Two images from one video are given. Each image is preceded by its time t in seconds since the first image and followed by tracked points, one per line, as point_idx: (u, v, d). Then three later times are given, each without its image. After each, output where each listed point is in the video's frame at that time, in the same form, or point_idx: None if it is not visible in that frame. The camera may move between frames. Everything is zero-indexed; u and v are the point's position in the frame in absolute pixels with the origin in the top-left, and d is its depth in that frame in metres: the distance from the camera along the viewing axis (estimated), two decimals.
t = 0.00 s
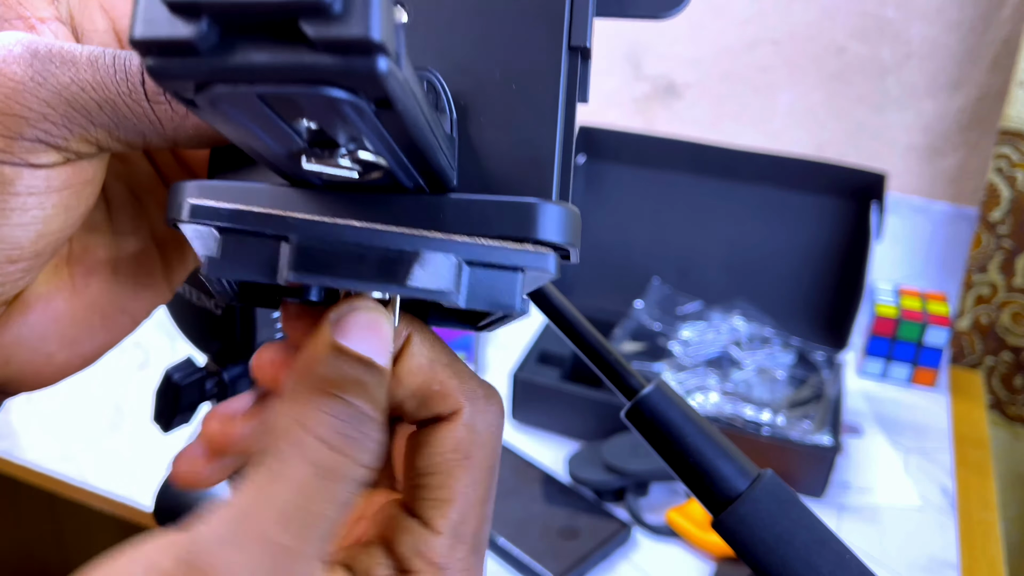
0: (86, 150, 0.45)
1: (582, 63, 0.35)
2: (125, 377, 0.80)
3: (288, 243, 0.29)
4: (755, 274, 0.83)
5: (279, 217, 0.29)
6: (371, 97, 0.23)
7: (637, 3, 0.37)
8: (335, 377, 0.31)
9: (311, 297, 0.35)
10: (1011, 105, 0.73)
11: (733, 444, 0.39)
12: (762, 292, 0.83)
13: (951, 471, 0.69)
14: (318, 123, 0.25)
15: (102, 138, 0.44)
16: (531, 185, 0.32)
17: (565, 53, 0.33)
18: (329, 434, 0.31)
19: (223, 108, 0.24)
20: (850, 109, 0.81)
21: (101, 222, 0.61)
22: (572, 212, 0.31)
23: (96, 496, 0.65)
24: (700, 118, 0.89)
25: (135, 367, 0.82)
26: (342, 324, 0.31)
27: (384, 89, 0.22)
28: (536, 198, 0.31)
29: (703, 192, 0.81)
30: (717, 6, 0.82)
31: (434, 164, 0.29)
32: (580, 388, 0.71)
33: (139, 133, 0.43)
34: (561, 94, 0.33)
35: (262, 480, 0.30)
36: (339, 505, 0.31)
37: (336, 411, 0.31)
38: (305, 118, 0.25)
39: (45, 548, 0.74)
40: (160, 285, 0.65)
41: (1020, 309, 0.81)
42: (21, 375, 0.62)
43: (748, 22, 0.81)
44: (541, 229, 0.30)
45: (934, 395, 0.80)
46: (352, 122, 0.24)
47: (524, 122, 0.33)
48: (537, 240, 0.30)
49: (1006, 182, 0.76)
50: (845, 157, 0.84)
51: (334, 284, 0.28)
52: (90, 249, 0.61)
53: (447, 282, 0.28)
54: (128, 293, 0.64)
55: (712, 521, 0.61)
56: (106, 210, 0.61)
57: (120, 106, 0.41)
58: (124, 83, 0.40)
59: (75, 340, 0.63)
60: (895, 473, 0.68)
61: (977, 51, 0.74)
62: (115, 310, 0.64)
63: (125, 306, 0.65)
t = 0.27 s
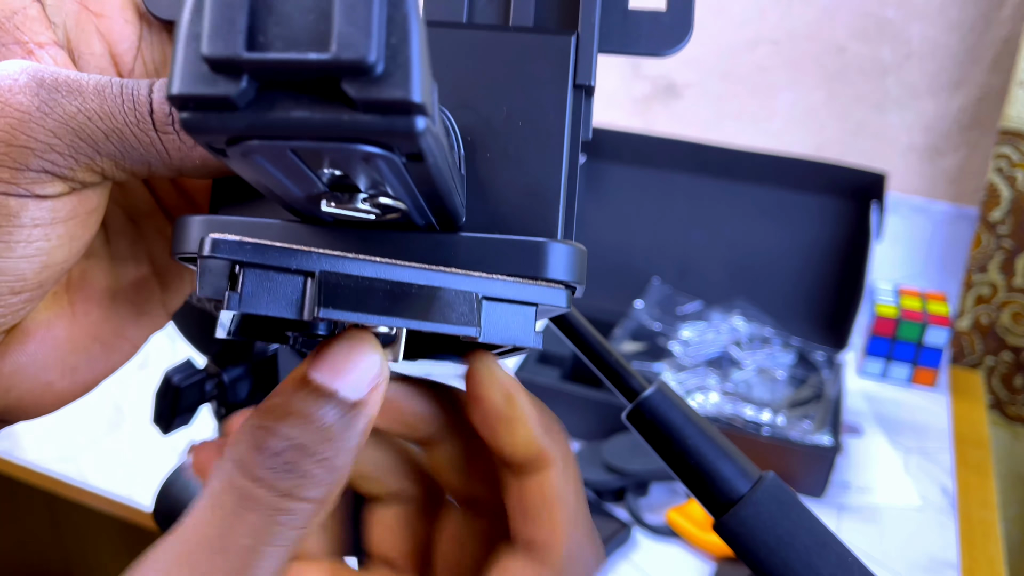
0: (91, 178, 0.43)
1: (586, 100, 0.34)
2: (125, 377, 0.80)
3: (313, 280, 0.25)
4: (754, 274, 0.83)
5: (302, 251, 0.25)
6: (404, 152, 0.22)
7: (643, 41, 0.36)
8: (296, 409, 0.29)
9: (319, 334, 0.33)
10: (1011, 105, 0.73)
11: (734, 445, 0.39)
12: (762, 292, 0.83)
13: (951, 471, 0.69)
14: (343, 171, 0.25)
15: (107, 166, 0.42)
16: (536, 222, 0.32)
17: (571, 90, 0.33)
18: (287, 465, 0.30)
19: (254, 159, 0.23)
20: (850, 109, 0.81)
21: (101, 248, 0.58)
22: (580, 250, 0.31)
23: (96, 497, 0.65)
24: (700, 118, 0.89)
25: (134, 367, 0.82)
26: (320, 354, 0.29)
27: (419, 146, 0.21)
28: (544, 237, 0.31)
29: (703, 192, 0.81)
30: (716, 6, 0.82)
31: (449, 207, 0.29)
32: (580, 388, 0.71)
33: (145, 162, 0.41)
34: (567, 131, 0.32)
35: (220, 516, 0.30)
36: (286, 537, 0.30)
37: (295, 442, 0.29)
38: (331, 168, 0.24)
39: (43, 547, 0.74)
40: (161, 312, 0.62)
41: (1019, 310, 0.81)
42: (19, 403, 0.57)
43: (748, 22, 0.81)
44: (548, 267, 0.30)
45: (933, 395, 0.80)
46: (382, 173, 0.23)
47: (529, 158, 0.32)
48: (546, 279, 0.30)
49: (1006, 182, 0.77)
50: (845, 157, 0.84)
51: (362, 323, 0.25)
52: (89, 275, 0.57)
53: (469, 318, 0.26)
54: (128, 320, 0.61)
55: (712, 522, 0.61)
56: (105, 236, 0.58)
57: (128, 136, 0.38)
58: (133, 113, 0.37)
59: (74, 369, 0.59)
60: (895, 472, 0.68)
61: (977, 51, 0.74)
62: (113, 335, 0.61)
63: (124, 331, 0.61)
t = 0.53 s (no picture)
0: (99, 204, 0.43)
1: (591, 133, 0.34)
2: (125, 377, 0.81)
3: (322, 308, 0.26)
4: (755, 274, 0.83)
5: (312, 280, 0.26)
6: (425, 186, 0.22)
7: (645, 74, 0.37)
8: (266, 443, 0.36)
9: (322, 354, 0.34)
10: (1011, 105, 0.73)
11: (733, 445, 0.39)
12: (762, 292, 0.83)
13: (951, 471, 0.69)
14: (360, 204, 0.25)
15: (116, 191, 0.41)
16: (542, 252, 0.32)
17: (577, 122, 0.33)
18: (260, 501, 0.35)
19: (275, 191, 0.23)
20: (850, 109, 0.81)
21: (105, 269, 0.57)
22: (585, 282, 0.31)
23: (97, 497, 0.65)
24: (700, 118, 0.89)
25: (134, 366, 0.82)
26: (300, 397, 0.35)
27: (441, 182, 0.22)
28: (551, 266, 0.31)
29: (704, 192, 0.81)
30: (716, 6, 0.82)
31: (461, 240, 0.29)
32: (580, 388, 0.71)
33: (152, 188, 0.41)
34: (572, 165, 0.32)
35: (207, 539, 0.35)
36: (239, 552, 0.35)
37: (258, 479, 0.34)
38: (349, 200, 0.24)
39: (43, 547, 0.74)
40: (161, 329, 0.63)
41: (1020, 309, 0.81)
42: (19, 427, 0.54)
43: (748, 22, 0.81)
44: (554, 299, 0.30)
45: (934, 395, 0.80)
46: (401, 207, 0.24)
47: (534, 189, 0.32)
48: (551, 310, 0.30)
49: (1006, 182, 0.77)
50: (845, 157, 0.84)
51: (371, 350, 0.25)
52: (94, 295, 0.57)
53: (475, 348, 0.27)
54: (129, 339, 0.60)
55: (712, 521, 0.61)
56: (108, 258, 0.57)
57: (138, 161, 0.38)
58: (143, 138, 0.37)
59: (76, 391, 0.58)
60: (895, 473, 0.68)
61: (977, 51, 0.74)
62: (114, 356, 0.60)
63: (126, 352, 0.61)
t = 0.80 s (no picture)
0: (101, 201, 0.43)
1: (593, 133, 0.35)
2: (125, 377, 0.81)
3: (325, 305, 0.25)
4: (755, 274, 0.83)
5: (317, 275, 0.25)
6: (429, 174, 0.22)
7: (648, 76, 0.37)
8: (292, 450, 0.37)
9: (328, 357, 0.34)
10: (1011, 105, 0.73)
11: (733, 445, 0.39)
12: (762, 292, 0.83)
13: (951, 472, 0.69)
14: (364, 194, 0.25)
15: (118, 189, 0.41)
16: (548, 248, 0.32)
17: (580, 124, 0.33)
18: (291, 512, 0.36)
19: (279, 180, 0.23)
20: (850, 109, 0.81)
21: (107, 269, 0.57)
22: (589, 279, 0.31)
23: (97, 497, 0.65)
24: (700, 118, 0.89)
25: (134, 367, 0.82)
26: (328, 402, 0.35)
27: (445, 168, 0.21)
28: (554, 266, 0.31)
29: (704, 192, 0.81)
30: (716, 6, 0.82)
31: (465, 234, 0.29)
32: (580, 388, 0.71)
33: (154, 185, 0.41)
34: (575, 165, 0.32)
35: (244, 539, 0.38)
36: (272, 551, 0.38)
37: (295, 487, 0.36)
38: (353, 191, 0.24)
39: (44, 547, 0.74)
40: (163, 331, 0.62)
41: (1019, 309, 0.81)
42: (20, 428, 0.54)
43: (748, 22, 0.81)
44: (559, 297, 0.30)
45: (934, 395, 0.80)
46: (406, 196, 0.24)
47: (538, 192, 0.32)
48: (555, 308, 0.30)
49: (1006, 182, 0.76)
50: (846, 157, 0.84)
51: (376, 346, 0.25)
52: (95, 295, 0.57)
53: (479, 344, 0.27)
54: (132, 341, 0.60)
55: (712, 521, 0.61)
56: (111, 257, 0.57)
57: (139, 157, 0.38)
58: (144, 134, 0.37)
59: (77, 394, 0.57)
60: (895, 473, 0.68)
61: (977, 51, 0.74)
62: (116, 358, 0.60)
63: (128, 354, 0.60)
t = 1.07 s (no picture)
0: (104, 228, 0.43)
1: (593, 148, 0.35)
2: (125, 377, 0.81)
3: (328, 333, 0.26)
4: (755, 274, 0.83)
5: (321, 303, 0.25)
6: (431, 208, 0.22)
7: (647, 88, 0.37)
8: (354, 460, 0.32)
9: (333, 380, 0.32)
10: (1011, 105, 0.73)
11: (733, 445, 0.39)
12: (762, 292, 0.83)
13: (951, 471, 0.69)
14: (367, 226, 0.25)
15: (120, 216, 0.41)
16: (546, 271, 0.32)
17: (580, 139, 0.33)
18: (338, 512, 0.33)
19: (281, 216, 0.23)
20: (850, 109, 0.81)
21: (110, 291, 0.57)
22: (590, 299, 0.31)
23: (96, 497, 0.65)
24: (700, 118, 0.89)
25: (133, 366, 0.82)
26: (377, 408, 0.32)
27: (447, 205, 0.21)
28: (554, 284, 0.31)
29: (704, 192, 0.81)
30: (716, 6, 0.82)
31: (466, 259, 0.28)
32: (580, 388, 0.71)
33: (157, 211, 0.40)
34: (575, 182, 0.32)
35: (276, 554, 0.33)
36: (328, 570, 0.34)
37: (338, 483, 0.32)
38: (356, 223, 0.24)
39: (44, 547, 0.74)
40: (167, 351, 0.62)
41: (1020, 309, 0.81)
42: (24, 452, 0.55)
43: (748, 22, 0.81)
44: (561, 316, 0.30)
45: (934, 395, 0.80)
46: (407, 228, 0.23)
47: (539, 208, 0.32)
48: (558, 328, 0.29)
49: (1006, 182, 0.77)
50: (845, 158, 0.84)
51: (379, 374, 0.25)
52: (98, 317, 0.57)
53: (482, 368, 0.26)
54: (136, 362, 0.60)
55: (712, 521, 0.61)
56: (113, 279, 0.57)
57: (141, 184, 0.38)
58: (146, 161, 0.37)
59: (80, 416, 0.57)
60: (895, 473, 0.68)
61: (977, 51, 0.74)
62: (120, 380, 0.59)
63: (132, 375, 0.60)
